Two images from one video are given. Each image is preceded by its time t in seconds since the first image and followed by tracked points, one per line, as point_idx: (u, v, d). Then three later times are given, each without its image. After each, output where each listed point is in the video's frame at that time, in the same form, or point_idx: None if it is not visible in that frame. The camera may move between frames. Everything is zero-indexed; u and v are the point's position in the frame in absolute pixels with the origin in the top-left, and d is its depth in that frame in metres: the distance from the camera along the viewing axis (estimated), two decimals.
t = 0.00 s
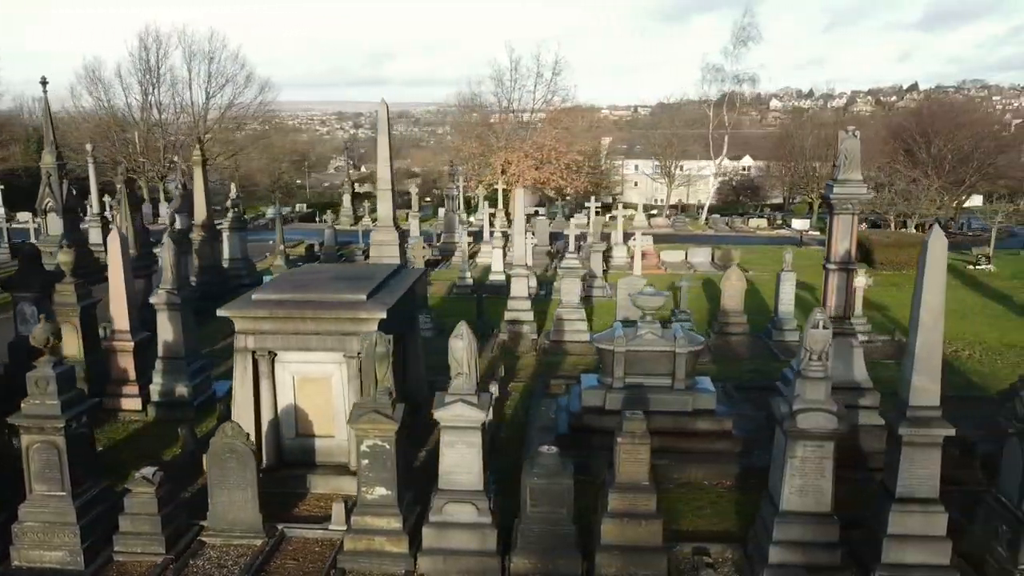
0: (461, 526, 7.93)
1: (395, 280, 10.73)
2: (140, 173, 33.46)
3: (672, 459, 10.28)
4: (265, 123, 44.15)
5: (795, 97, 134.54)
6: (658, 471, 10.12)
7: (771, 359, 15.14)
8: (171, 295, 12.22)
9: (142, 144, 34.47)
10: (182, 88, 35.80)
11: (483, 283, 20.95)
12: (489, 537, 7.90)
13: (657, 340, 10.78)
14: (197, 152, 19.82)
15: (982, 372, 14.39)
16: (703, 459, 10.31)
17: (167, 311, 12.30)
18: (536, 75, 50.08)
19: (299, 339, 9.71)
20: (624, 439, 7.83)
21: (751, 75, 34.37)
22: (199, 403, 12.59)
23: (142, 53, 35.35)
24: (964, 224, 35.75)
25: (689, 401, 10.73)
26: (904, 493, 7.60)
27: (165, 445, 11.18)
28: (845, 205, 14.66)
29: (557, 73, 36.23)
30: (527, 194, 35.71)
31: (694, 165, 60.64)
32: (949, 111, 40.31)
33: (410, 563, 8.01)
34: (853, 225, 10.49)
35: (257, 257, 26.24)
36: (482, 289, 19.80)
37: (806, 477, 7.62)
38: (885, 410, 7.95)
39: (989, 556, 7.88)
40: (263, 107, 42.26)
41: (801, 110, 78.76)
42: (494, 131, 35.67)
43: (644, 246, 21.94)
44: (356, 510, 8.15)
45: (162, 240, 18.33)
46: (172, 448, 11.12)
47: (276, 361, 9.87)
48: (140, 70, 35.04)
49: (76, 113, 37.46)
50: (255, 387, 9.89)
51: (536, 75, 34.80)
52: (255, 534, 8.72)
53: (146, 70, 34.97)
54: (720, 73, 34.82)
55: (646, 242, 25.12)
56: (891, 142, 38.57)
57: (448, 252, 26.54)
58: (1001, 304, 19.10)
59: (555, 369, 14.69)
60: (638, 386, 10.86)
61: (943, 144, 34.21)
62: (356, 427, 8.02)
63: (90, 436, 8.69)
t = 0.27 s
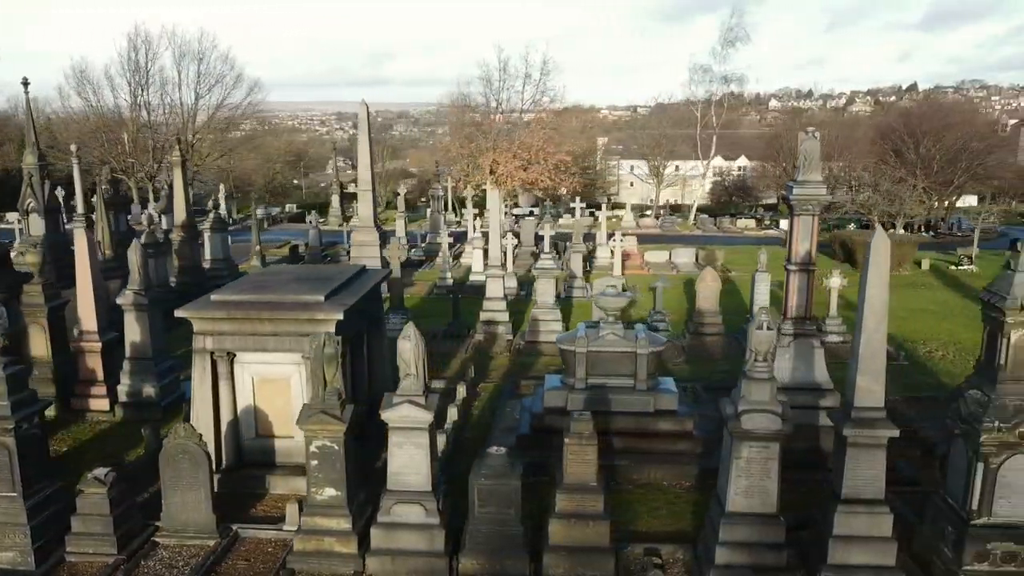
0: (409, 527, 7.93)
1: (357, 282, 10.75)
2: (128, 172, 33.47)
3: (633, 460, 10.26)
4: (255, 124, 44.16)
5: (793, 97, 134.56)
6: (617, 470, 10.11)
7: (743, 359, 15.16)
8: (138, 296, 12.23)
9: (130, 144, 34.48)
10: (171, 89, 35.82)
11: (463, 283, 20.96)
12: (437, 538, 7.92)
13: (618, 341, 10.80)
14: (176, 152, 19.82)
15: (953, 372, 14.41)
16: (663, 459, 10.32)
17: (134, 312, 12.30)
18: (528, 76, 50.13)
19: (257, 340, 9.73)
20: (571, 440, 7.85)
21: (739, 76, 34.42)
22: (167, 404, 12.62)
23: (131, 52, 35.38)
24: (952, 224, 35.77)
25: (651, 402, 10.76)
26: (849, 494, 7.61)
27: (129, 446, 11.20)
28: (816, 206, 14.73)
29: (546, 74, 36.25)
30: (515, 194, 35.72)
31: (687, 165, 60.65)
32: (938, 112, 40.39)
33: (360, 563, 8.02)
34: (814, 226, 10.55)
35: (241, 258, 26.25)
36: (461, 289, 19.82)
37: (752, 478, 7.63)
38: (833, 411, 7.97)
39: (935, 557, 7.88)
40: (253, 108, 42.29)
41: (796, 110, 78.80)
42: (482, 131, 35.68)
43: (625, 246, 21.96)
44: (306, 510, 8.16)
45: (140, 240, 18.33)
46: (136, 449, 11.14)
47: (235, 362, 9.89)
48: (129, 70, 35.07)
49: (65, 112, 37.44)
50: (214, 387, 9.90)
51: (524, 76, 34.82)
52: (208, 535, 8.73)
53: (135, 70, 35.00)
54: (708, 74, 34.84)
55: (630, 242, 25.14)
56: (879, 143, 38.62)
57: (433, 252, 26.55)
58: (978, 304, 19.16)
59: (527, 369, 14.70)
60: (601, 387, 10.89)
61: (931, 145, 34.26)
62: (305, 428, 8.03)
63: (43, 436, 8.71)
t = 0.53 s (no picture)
0: (357, 527, 7.96)
1: (318, 283, 10.78)
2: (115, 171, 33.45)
3: (593, 460, 10.28)
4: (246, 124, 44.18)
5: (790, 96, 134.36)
6: (576, 471, 10.12)
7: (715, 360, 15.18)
8: (105, 296, 12.25)
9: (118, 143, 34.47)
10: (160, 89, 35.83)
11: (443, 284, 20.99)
12: (385, 538, 7.94)
13: (580, 341, 10.81)
14: (156, 153, 19.83)
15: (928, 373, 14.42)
16: (622, 459, 10.33)
17: (101, 313, 12.32)
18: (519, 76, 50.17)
19: (216, 341, 9.75)
20: (518, 440, 7.87)
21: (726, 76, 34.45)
22: (135, 404, 12.64)
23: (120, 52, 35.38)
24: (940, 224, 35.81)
25: (612, 402, 10.78)
26: (794, 494, 7.64)
27: (93, 446, 11.23)
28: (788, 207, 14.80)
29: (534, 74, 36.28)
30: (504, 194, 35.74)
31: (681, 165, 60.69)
32: (927, 113, 40.45)
33: (308, 563, 8.05)
34: (773, 227, 10.58)
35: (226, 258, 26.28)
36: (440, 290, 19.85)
37: (697, 479, 7.65)
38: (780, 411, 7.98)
39: (881, 557, 7.89)
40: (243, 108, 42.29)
41: (791, 111, 78.79)
42: (471, 132, 35.67)
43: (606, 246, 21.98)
44: (256, 510, 8.18)
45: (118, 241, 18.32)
46: (100, 449, 11.17)
47: (194, 362, 9.90)
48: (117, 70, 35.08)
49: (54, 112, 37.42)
50: (173, 388, 9.92)
51: (512, 76, 34.85)
52: (161, 535, 8.76)
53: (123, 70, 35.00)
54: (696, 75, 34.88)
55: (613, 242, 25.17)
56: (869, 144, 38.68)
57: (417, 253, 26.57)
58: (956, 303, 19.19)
59: (499, 369, 14.71)
60: (563, 388, 10.91)
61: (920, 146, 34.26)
62: (254, 429, 8.04)
63: None
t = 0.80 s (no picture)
0: (305, 527, 7.98)
1: (279, 284, 10.81)
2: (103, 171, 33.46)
3: (552, 460, 10.28)
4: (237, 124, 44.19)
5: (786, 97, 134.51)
6: (535, 471, 10.14)
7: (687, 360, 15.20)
8: (71, 297, 12.29)
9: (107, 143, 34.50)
10: (149, 90, 35.85)
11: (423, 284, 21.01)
12: (332, 538, 7.96)
13: (541, 342, 10.83)
14: (135, 153, 19.85)
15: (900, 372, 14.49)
16: (581, 460, 10.35)
17: (67, 313, 12.36)
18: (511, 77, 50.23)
19: (173, 342, 9.76)
20: (464, 441, 7.89)
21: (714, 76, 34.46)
22: (103, 404, 12.67)
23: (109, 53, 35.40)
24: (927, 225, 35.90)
25: (573, 403, 10.79)
26: (739, 494, 7.65)
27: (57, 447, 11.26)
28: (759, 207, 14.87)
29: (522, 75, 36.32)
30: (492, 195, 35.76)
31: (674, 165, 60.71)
32: (916, 113, 40.53)
33: (257, 563, 8.07)
34: (733, 228, 10.63)
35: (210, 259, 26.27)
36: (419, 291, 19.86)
37: (641, 478, 7.66)
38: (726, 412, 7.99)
39: (827, 557, 7.89)
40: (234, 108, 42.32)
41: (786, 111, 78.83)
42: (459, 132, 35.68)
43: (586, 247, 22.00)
44: (205, 510, 8.20)
45: (97, 241, 18.29)
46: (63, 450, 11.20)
47: (152, 363, 9.92)
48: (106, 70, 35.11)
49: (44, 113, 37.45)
50: (131, 388, 9.93)
51: (500, 77, 34.89)
52: (114, 535, 8.78)
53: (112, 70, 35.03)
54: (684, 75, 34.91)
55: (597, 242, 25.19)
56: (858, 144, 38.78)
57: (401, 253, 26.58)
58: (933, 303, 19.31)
59: (470, 370, 14.73)
60: (524, 388, 10.93)
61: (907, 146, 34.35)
62: (202, 429, 8.06)
63: None
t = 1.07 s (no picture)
0: (251, 527, 8.00)
1: (240, 285, 10.86)
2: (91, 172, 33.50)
3: (510, 460, 10.30)
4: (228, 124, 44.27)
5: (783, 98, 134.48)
6: (492, 471, 10.14)
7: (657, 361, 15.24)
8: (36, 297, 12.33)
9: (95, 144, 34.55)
10: (137, 90, 35.90)
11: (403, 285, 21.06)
12: (279, 538, 7.98)
13: (502, 342, 10.88)
14: (114, 154, 19.90)
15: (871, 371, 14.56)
16: (539, 460, 10.37)
17: (33, 314, 12.42)
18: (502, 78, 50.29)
19: (129, 342, 9.79)
20: (409, 441, 7.92)
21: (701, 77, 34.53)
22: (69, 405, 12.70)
23: (97, 53, 35.46)
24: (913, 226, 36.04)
25: (532, 403, 10.82)
26: (682, 495, 7.66)
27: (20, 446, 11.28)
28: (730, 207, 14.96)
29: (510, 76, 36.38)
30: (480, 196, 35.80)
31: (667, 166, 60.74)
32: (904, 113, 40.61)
33: (204, 563, 8.09)
34: (691, 228, 10.69)
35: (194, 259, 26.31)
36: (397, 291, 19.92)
37: (585, 479, 7.69)
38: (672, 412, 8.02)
39: (773, 557, 7.90)
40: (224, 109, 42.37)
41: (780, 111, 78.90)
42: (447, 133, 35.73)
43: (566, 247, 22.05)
44: (153, 510, 8.22)
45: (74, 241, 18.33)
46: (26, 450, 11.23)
47: (109, 363, 9.94)
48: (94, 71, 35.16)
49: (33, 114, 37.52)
50: (89, 388, 9.95)
51: (487, 78, 34.96)
52: (66, 534, 8.80)
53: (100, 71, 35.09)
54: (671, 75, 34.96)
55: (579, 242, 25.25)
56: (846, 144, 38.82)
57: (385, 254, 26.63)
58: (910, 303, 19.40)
59: (441, 370, 14.77)
60: (485, 388, 10.97)
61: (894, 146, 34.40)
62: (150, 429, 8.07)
63: None
